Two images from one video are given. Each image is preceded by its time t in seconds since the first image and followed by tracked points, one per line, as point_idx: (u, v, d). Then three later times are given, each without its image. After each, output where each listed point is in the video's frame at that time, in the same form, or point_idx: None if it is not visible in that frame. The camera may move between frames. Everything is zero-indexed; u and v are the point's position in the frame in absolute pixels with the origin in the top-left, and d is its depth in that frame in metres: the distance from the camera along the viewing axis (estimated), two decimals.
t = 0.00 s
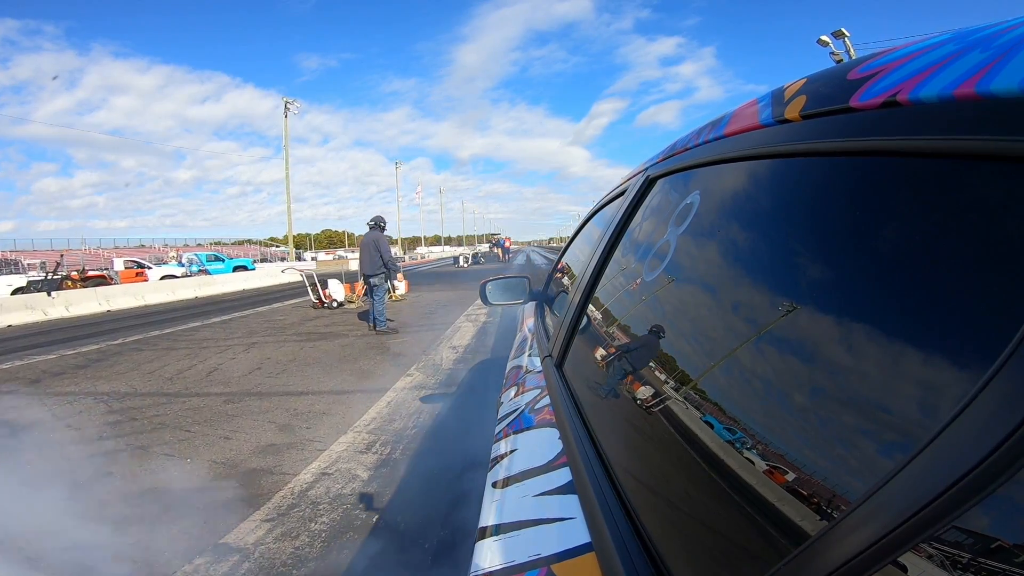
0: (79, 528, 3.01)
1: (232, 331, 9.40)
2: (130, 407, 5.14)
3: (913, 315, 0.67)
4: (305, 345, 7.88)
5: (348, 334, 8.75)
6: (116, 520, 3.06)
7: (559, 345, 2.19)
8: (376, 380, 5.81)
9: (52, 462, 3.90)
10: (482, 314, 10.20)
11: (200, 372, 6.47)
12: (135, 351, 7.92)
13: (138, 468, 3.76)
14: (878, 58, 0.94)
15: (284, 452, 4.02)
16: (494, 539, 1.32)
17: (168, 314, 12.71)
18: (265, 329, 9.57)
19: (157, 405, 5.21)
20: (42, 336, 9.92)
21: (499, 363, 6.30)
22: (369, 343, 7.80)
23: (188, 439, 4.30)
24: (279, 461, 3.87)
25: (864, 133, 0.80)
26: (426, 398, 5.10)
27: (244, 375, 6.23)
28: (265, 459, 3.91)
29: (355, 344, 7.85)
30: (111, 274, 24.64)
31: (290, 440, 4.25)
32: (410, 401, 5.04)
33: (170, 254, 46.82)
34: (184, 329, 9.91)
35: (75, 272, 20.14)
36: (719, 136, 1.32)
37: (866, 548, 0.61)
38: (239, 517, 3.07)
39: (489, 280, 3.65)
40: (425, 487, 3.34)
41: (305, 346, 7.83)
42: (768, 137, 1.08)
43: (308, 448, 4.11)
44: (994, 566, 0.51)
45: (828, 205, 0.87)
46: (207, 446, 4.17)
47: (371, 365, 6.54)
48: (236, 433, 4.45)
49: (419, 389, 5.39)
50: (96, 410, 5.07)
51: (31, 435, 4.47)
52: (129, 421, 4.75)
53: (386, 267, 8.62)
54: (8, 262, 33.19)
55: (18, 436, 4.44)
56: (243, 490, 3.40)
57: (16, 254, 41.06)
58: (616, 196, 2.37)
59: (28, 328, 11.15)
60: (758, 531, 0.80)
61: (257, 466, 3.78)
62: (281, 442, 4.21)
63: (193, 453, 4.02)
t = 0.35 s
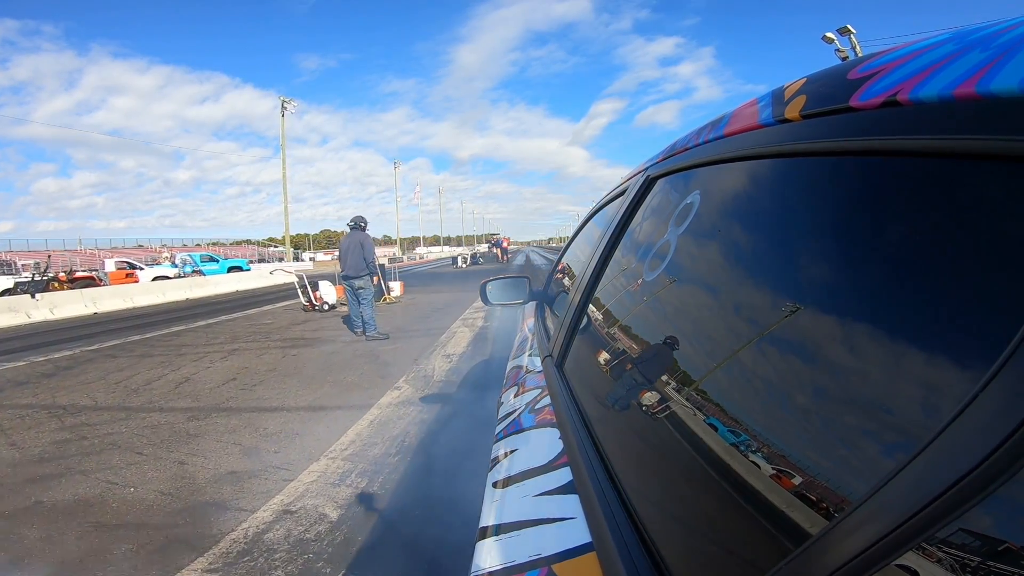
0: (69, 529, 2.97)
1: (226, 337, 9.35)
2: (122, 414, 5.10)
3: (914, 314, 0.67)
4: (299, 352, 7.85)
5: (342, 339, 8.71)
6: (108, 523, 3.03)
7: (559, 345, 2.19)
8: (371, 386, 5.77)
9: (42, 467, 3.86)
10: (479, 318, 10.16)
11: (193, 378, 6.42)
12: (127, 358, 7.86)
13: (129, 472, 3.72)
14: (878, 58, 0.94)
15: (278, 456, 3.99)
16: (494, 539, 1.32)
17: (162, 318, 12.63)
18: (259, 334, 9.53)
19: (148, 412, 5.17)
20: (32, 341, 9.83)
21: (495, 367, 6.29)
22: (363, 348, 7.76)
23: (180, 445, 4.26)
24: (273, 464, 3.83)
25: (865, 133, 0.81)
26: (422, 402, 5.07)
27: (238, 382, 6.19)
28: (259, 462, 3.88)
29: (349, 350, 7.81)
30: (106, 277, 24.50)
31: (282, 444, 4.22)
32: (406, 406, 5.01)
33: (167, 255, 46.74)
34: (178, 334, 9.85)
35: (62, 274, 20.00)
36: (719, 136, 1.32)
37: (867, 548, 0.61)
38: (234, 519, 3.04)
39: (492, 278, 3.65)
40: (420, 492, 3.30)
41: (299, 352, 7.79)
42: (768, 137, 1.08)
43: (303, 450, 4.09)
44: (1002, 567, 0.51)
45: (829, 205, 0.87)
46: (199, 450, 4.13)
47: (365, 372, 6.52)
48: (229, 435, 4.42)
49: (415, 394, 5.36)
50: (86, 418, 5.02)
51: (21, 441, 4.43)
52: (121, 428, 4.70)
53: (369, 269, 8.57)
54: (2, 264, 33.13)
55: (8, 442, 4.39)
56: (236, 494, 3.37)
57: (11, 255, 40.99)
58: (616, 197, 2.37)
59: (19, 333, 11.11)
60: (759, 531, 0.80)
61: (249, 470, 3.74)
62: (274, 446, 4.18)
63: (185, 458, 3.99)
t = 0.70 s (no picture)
0: (65, 529, 2.96)
1: (223, 338, 9.32)
2: (117, 413, 5.08)
3: (912, 315, 0.67)
4: (296, 353, 7.82)
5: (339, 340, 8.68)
6: (104, 522, 3.01)
7: (558, 345, 2.19)
8: (365, 388, 5.71)
9: (37, 466, 3.84)
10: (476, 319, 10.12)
11: (190, 377, 6.39)
12: (123, 359, 7.82)
13: (125, 471, 3.71)
14: (878, 58, 0.94)
15: (275, 455, 3.97)
16: (493, 539, 1.32)
17: (157, 319, 12.58)
18: (256, 335, 9.50)
19: (144, 411, 5.14)
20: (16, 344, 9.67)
21: (492, 369, 6.27)
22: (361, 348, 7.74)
23: (176, 443, 4.24)
24: (271, 463, 3.82)
25: (864, 134, 0.81)
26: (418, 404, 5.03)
27: (235, 382, 6.17)
28: (255, 462, 3.86)
29: (346, 350, 7.79)
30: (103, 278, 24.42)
31: (279, 443, 4.20)
32: (402, 407, 4.97)
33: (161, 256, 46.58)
34: (174, 335, 9.80)
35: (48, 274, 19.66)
36: (719, 136, 1.32)
37: (865, 549, 0.61)
38: (233, 519, 3.03)
39: (491, 278, 3.63)
40: (417, 496, 3.25)
41: (296, 353, 7.76)
42: (767, 137, 1.08)
43: (299, 450, 4.07)
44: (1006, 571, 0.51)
45: (827, 206, 0.87)
46: (196, 449, 4.11)
47: (362, 372, 6.49)
48: (225, 435, 4.40)
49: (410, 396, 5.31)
50: (81, 417, 4.99)
51: (16, 440, 4.40)
52: (116, 426, 4.68)
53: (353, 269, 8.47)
54: None
55: (3, 441, 4.36)
56: (232, 494, 3.35)
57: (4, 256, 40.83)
58: (616, 196, 2.37)
59: (13, 333, 11.04)
60: (758, 532, 0.80)
61: (246, 469, 3.73)
62: (271, 446, 4.16)
63: (172, 461, 3.89)
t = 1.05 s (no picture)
0: (64, 529, 2.94)
1: (222, 337, 9.30)
2: (116, 412, 5.06)
3: (910, 313, 0.67)
4: (295, 352, 7.79)
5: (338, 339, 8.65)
6: (103, 523, 3.00)
7: (557, 345, 2.18)
8: (364, 388, 5.69)
9: (35, 466, 3.82)
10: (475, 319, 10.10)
11: (189, 376, 6.37)
12: (121, 357, 7.79)
13: (124, 471, 3.69)
14: (876, 58, 0.94)
15: (274, 454, 3.95)
16: (492, 538, 1.32)
17: (156, 317, 12.55)
18: (255, 334, 9.47)
19: (143, 410, 5.12)
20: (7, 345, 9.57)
21: (491, 368, 6.25)
22: (360, 347, 7.71)
23: (174, 442, 4.22)
24: (269, 462, 3.80)
25: (862, 133, 0.80)
26: (418, 403, 5.03)
27: (233, 381, 6.14)
28: (253, 461, 3.84)
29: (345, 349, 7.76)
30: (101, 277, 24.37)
31: (277, 442, 4.18)
32: (402, 406, 4.96)
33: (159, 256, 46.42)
34: (172, 335, 9.77)
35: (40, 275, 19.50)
36: (718, 135, 1.32)
37: (863, 549, 0.61)
38: (232, 519, 3.02)
39: (491, 278, 3.63)
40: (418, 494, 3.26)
41: (294, 352, 7.73)
42: (766, 137, 1.08)
43: (297, 449, 4.05)
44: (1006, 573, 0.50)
45: (825, 206, 0.86)
46: (194, 448, 4.09)
47: (361, 370, 6.47)
48: (221, 435, 4.36)
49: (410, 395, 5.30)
50: (80, 416, 4.97)
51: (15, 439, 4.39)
52: (115, 425, 4.66)
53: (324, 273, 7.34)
54: None
55: None
56: (231, 493, 3.34)
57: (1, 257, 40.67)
58: (614, 196, 2.36)
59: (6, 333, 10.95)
60: (756, 532, 0.80)
61: (245, 468, 3.71)
62: (270, 444, 4.14)
63: (166, 462, 3.85)
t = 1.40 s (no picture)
0: (65, 535, 2.94)
1: (222, 340, 9.29)
2: (116, 417, 5.05)
3: (911, 314, 0.67)
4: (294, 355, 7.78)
5: (337, 342, 8.64)
6: (104, 528, 3.00)
7: (559, 345, 2.18)
8: (365, 390, 5.71)
9: (37, 472, 3.82)
10: (476, 320, 10.14)
11: (189, 380, 6.37)
12: (121, 362, 7.79)
13: (124, 477, 3.69)
14: (877, 58, 0.94)
15: (275, 458, 3.95)
16: (494, 539, 1.32)
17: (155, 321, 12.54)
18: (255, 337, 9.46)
19: (143, 414, 5.12)
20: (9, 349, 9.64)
21: (492, 369, 6.27)
22: (349, 356, 7.36)
23: (174, 449, 4.22)
24: (270, 467, 3.80)
25: (864, 134, 0.81)
26: (419, 404, 5.05)
27: (233, 385, 6.14)
28: (254, 465, 3.84)
29: (344, 352, 7.74)
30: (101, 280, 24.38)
31: (277, 447, 4.18)
32: (403, 408, 4.98)
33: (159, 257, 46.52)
34: (172, 339, 9.76)
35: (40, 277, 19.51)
36: (719, 136, 1.32)
37: (863, 551, 0.61)
38: (234, 523, 3.03)
39: (491, 279, 3.63)
40: (420, 493, 3.29)
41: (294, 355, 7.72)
42: (767, 137, 1.08)
43: (297, 452, 4.06)
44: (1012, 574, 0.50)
45: (827, 207, 0.86)
46: (195, 453, 4.09)
47: (361, 373, 6.46)
48: (223, 439, 4.38)
49: (411, 397, 5.33)
50: (81, 422, 4.97)
51: (16, 445, 4.39)
52: (115, 431, 4.66)
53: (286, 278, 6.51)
54: None
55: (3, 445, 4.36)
56: (233, 498, 3.34)
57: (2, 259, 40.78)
58: (616, 197, 2.37)
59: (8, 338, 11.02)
60: (758, 533, 0.80)
61: (246, 473, 3.71)
62: (270, 449, 4.14)
63: (169, 465, 3.88)
